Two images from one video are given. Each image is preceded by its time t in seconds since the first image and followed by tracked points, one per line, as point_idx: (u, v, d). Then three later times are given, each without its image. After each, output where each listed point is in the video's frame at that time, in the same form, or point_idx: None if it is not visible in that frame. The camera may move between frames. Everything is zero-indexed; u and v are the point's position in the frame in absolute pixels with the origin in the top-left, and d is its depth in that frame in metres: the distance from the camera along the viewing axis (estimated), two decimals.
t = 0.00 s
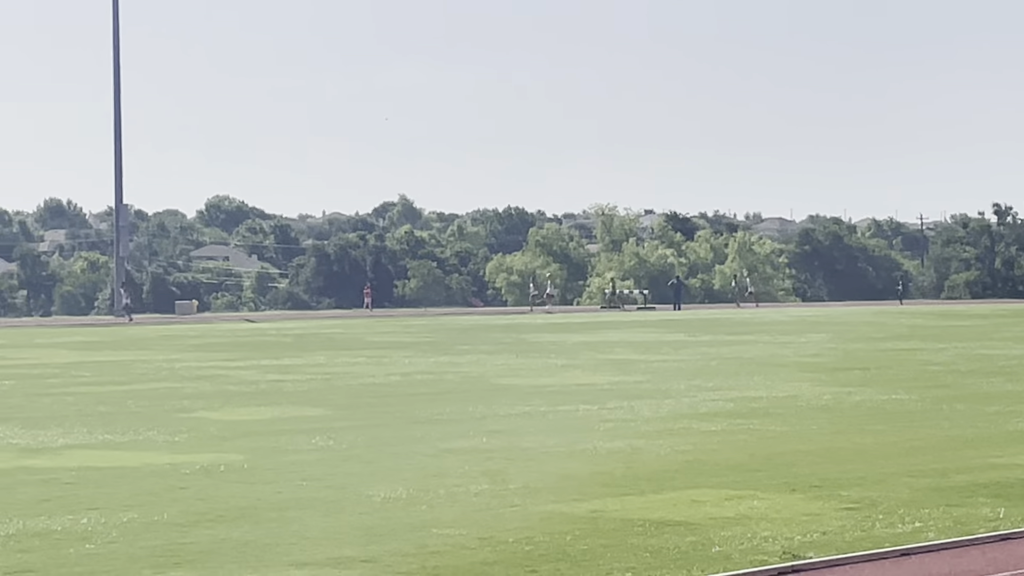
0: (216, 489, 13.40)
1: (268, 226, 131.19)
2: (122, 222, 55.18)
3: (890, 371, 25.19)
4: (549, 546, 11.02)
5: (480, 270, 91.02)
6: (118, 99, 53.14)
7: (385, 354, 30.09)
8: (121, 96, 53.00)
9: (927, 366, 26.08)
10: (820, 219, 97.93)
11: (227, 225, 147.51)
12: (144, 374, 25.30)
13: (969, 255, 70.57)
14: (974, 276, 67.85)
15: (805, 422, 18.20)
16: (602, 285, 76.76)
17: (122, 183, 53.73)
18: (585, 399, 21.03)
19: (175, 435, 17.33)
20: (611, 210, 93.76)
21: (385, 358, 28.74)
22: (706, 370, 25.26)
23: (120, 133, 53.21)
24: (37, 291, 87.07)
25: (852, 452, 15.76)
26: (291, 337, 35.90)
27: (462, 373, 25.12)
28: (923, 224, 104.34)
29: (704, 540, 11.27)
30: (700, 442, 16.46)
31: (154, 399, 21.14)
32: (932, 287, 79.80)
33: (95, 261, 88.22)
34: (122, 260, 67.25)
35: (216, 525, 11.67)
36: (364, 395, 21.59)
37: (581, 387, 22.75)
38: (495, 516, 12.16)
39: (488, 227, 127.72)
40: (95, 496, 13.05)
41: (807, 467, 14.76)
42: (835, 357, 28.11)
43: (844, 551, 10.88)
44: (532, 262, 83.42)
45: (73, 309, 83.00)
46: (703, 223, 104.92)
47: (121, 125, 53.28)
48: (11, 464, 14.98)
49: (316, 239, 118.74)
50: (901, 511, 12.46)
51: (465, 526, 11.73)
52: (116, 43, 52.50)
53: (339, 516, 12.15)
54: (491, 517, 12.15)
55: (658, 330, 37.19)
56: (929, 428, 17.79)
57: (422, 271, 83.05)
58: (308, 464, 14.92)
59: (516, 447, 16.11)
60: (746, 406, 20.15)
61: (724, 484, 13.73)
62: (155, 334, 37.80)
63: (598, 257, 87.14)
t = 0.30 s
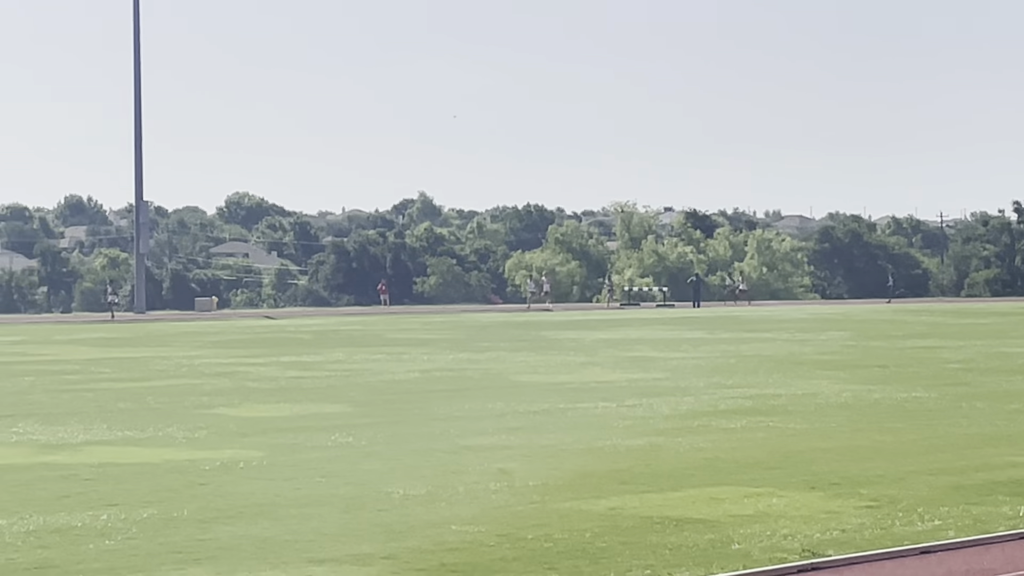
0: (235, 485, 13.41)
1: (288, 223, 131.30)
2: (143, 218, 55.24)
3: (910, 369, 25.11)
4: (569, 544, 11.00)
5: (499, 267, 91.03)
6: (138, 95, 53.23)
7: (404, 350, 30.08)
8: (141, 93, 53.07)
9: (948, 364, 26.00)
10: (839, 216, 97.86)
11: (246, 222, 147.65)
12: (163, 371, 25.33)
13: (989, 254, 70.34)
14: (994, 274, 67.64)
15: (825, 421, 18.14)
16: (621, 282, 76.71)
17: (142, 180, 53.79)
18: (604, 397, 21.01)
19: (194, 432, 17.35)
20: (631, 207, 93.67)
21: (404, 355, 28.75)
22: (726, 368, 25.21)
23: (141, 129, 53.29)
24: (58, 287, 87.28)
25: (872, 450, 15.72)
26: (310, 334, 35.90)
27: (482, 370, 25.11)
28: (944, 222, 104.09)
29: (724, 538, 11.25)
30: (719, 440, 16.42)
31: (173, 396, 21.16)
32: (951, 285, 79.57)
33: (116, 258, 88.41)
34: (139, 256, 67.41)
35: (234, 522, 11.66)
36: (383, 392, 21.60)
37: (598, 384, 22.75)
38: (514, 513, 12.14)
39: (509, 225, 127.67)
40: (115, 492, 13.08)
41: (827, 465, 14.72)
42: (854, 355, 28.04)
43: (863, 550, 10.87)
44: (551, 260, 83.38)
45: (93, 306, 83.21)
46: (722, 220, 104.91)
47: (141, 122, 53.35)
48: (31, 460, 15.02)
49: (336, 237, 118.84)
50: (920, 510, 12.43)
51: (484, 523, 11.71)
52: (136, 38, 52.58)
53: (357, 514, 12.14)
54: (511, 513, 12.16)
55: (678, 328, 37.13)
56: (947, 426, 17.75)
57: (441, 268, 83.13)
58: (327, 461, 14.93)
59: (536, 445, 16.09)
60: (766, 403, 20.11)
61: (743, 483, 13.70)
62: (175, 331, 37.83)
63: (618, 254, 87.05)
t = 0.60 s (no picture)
0: (255, 481, 13.44)
1: (307, 220, 131.43)
2: (162, 215, 55.32)
3: (931, 367, 25.09)
4: (588, 540, 11.02)
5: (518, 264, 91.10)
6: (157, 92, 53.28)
7: (424, 348, 30.11)
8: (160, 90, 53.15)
9: (968, 363, 25.99)
10: (859, 214, 97.74)
11: (265, 219, 147.80)
12: (184, 367, 25.39)
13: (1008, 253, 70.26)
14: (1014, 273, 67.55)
15: (846, 419, 18.15)
16: (640, 281, 76.70)
17: (161, 177, 53.89)
18: (624, 394, 21.03)
19: (215, 428, 17.38)
20: (650, 205, 93.68)
21: (423, 352, 28.76)
22: (746, 366, 25.21)
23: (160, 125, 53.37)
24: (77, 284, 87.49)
25: (892, 448, 15.73)
26: (331, 331, 35.94)
27: (502, 367, 25.12)
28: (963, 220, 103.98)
29: (743, 535, 11.26)
30: (739, 438, 16.42)
31: (193, 393, 21.20)
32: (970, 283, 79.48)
33: (136, 255, 88.61)
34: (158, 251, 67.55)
35: (255, 519, 11.70)
36: (403, 389, 21.62)
37: (618, 381, 22.77)
38: (533, 510, 12.17)
39: (528, 222, 127.68)
40: (135, 488, 13.11)
41: (846, 463, 14.71)
42: (874, 353, 28.04)
43: (883, 547, 10.87)
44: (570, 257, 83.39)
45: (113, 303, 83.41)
46: (741, 218, 104.82)
47: (161, 119, 53.43)
48: (50, 456, 15.05)
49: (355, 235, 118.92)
50: (940, 508, 12.44)
51: (505, 521, 11.74)
52: (156, 36, 52.65)
53: (378, 510, 12.16)
54: (531, 511, 12.16)
55: (698, 326, 37.14)
56: (966, 424, 17.74)
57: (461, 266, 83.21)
58: (348, 458, 14.95)
59: (554, 442, 16.10)
60: (785, 401, 20.11)
61: (762, 480, 13.71)
62: (194, 328, 37.89)
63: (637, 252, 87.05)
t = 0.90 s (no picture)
0: (274, 478, 13.45)
1: (326, 217, 131.55)
2: (181, 212, 55.40)
3: (950, 365, 25.06)
4: (608, 539, 11.02)
5: (536, 262, 91.12)
6: (177, 88, 53.39)
7: (442, 345, 30.13)
8: (179, 88, 53.24)
9: (985, 362, 25.97)
10: (878, 213, 97.51)
11: (284, 217, 147.98)
12: (203, 365, 25.43)
13: None
14: None
15: (864, 417, 18.13)
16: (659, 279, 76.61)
17: (181, 174, 54.00)
18: (642, 393, 21.03)
19: (233, 425, 17.40)
20: (669, 204, 93.59)
21: (441, 349, 28.77)
22: (765, 364, 25.19)
23: (179, 123, 53.46)
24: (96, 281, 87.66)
25: (910, 447, 15.70)
26: (349, 329, 35.96)
27: (521, 365, 25.10)
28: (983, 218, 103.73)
29: (763, 534, 11.24)
30: (755, 436, 16.42)
31: (211, 390, 21.23)
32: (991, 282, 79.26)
33: (155, 252, 88.76)
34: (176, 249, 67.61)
35: (273, 515, 11.71)
36: (421, 386, 21.61)
37: (636, 379, 22.76)
38: (552, 508, 12.15)
39: (546, 220, 127.60)
40: (154, 484, 13.13)
41: (865, 461, 14.69)
42: (892, 352, 28.01)
43: (903, 546, 10.85)
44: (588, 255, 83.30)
45: (132, 300, 83.55)
46: (760, 216, 104.74)
47: (180, 117, 53.52)
48: (69, 452, 15.07)
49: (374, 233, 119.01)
50: (960, 507, 12.41)
51: (523, 518, 11.74)
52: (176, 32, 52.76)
53: (397, 508, 12.16)
54: (548, 508, 12.17)
55: (717, 324, 37.11)
56: (985, 423, 17.70)
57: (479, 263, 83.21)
58: (368, 456, 14.96)
59: (571, 440, 16.09)
60: (804, 399, 20.09)
61: (781, 479, 13.68)
62: (214, 325, 37.93)
63: (655, 251, 86.96)
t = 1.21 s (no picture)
0: (292, 475, 13.46)
1: (344, 214, 131.73)
2: (199, 208, 55.48)
3: (968, 363, 25.02)
4: (626, 536, 11.01)
5: (554, 259, 91.14)
6: (196, 85, 53.47)
7: (460, 342, 30.14)
8: (199, 85, 53.36)
9: (1004, 359, 25.94)
10: (896, 210, 97.41)
11: (302, 213, 148.10)
12: (222, 361, 25.46)
13: None
14: None
15: (884, 415, 18.11)
16: (677, 275, 76.60)
17: (200, 171, 54.08)
18: (660, 390, 21.02)
19: (252, 422, 17.41)
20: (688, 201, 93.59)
21: (460, 347, 28.77)
22: (783, 362, 25.16)
23: (199, 120, 53.56)
24: (114, 278, 87.78)
25: (929, 445, 15.67)
26: (367, 326, 35.98)
27: (539, 362, 25.08)
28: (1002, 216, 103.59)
29: (781, 531, 11.23)
30: (774, 433, 16.39)
31: (230, 387, 21.25)
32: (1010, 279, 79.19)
33: (174, 249, 88.88)
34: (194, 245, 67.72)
35: (293, 512, 11.72)
36: (440, 384, 21.62)
37: (654, 376, 22.75)
38: (570, 506, 12.14)
39: (565, 217, 127.63)
40: (174, 480, 13.15)
41: (884, 459, 14.66)
42: (912, 349, 27.97)
43: (922, 543, 10.84)
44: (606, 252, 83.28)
45: (150, 295, 83.62)
46: (779, 213, 104.69)
47: (199, 114, 53.61)
48: (88, 449, 15.10)
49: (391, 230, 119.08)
50: (979, 505, 12.38)
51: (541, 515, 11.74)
52: (194, 30, 52.87)
53: (415, 504, 12.17)
54: (567, 505, 12.16)
55: (735, 322, 37.09)
56: (1004, 421, 17.68)
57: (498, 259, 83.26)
58: (386, 452, 14.95)
59: (589, 438, 16.08)
60: (822, 397, 20.07)
61: (800, 476, 13.67)
62: (232, 322, 37.97)
63: (673, 248, 86.88)
